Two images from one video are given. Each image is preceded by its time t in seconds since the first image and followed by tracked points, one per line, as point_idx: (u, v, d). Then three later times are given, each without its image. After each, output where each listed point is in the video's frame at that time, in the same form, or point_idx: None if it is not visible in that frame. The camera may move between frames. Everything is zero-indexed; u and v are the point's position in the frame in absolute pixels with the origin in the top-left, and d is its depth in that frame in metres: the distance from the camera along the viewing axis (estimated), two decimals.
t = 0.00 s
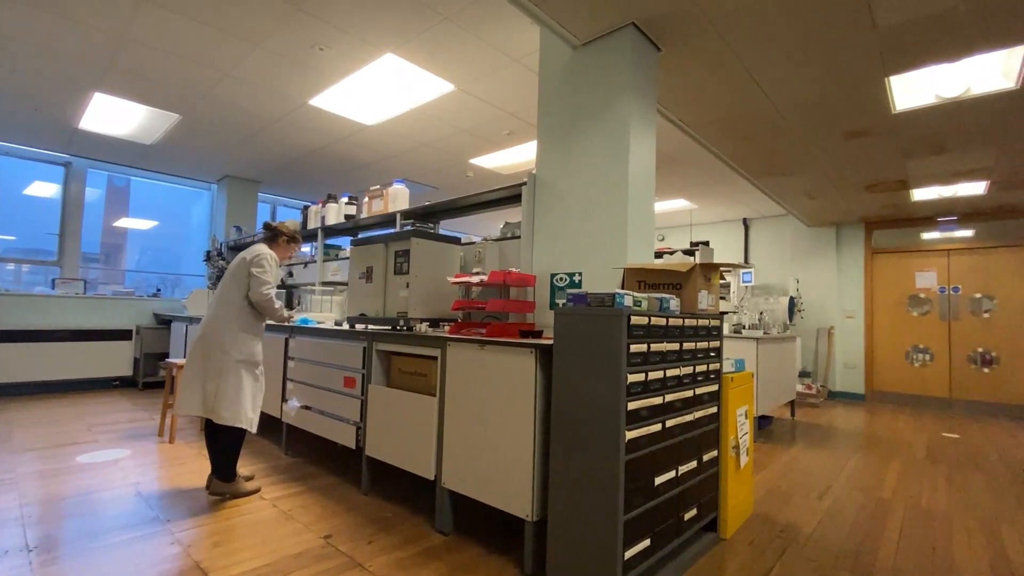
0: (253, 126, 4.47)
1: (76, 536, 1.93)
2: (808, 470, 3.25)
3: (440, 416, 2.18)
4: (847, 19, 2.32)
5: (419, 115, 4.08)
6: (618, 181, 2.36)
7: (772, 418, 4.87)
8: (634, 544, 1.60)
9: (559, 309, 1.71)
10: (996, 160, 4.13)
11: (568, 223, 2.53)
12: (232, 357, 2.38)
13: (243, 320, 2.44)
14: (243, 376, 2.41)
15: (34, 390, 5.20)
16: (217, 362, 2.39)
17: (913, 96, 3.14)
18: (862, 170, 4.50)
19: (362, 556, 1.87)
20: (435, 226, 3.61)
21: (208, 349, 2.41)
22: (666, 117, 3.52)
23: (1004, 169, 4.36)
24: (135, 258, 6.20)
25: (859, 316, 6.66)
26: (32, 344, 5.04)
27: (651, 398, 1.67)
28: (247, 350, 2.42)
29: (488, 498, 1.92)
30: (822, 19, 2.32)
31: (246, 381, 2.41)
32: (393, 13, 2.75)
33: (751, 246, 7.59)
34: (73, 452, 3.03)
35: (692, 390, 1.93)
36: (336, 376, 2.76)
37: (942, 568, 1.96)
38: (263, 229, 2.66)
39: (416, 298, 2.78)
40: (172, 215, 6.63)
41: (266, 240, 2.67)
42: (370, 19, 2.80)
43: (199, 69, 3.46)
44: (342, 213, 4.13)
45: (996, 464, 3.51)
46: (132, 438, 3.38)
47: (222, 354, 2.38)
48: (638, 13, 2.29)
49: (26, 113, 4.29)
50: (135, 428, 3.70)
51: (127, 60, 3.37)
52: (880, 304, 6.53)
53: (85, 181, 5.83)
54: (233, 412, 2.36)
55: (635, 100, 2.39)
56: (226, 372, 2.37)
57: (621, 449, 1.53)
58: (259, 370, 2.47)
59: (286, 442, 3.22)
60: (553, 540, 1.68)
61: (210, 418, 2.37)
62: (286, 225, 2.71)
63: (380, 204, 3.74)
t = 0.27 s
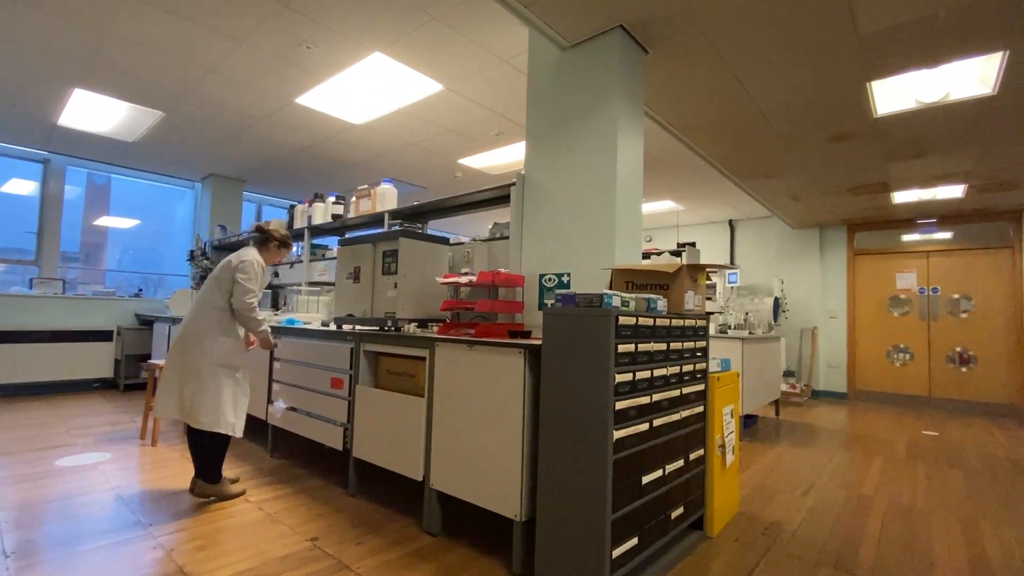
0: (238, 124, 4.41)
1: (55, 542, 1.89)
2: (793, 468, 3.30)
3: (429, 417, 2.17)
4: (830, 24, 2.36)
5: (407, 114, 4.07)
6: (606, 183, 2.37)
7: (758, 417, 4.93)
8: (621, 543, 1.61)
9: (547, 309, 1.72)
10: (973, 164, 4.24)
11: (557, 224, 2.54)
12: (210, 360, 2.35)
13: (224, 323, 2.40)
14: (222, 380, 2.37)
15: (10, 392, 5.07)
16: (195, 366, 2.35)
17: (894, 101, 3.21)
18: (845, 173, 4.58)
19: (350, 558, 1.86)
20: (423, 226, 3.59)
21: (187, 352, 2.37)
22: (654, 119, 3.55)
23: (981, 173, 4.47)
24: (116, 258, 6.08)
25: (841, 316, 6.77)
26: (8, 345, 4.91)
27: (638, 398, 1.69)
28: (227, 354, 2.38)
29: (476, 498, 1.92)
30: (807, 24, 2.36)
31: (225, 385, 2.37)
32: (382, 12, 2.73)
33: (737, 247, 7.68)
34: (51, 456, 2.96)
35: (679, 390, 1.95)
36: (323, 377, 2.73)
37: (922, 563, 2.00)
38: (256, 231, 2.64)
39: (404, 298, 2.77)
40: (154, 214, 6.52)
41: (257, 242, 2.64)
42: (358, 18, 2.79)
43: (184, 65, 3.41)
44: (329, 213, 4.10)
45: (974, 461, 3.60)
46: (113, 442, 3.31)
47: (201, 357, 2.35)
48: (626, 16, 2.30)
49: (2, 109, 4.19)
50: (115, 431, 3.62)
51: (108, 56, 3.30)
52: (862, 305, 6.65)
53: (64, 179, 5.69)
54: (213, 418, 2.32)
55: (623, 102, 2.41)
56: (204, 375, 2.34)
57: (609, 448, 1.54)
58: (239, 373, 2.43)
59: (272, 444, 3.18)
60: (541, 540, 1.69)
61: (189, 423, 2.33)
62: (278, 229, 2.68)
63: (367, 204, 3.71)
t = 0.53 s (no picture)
0: (220, 121, 4.34)
1: (27, 548, 1.83)
2: (774, 465, 3.35)
3: (414, 418, 2.16)
4: (811, 30, 2.41)
5: (393, 114, 4.04)
6: (592, 184, 2.39)
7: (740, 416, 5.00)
8: (607, 541, 1.62)
9: (534, 310, 1.73)
10: (947, 168, 4.36)
11: (543, 225, 2.55)
12: (181, 360, 2.30)
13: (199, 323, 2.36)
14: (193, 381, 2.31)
15: None
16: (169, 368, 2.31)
17: (872, 106, 3.28)
18: (825, 176, 4.67)
19: (334, 561, 1.84)
20: (409, 226, 3.58)
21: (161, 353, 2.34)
22: (639, 121, 3.58)
23: (954, 177, 4.60)
24: (92, 257, 5.92)
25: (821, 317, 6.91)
26: None
27: (623, 397, 1.70)
28: (200, 355, 2.32)
29: (462, 499, 1.91)
30: (788, 30, 2.40)
31: (196, 387, 2.31)
32: (367, 10, 2.71)
33: (720, 248, 7.79)
34: (23, 460, 2.87)
35: (664, 389, 1.97)
36: (307, 378, 2.70)
37: (898, 556, 2.06)
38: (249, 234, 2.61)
39: (390, 298, 2.75)
40: (131, 212, 6.37)
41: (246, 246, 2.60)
42: (343, 16, 2.76)
43: (163, 61, 3.34)
44: (313, 212, 4.05)
45: (948, 457, 3.70)
46: (89, 445, 3.23)
47: (173, 357, 2.31)
48: (611, 19, 2.32)
49: None
50: (91, 434, 3.53)
51: (85, 50, 3.23)
52: (841, 305, 6.80)
53: (38, 176, 5.54)
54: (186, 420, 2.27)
55: (608, 103, 2.43)
56: (176, 376, 2.29)
57: (595, 447, 1.55)
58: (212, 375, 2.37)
59: (254, 446, 3.13)
60: (527, 540, 1.69)
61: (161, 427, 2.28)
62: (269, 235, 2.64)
63: (352, 203, 3.68)
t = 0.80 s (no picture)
0: (197, 118, 4.25)
1: None
2: (753, 462, 3.42)
3: (397, 419, 2.14)
4: (789, 37, 2.46)
5: (375, 112, 4.01)
6: (576, 184, 2.40)
7: (720, 414, 5.08)
8: (590, 540, 1.63)
9: (519, 310, 1.73)
10: (918, 172, 4.49)
11: (527, 225, 2.56)
12: (158, 361, 2.26)
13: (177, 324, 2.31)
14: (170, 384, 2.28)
15: None
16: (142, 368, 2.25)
17: (848, 111, 3.37)
18: (802, 179, 4.77)
19: (316, 564, 1.82)
20: (392, 226, 3.55)
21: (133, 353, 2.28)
22: (622, 123, 3.62)
23: (925, 181, 4.74)
24: (62, 256, 5.74)
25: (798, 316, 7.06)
26: None
27: (607, 396, 1.72)
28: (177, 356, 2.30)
29: (446, 499, 1.91)
30: (767, 35, 2.45)
31: (172, 388, 2.28)
32: (350, 8, 2.69)
33: (701, 249, 7.90)
34: None
35: (646, 388, 1.99)
36: (287, 379, 2.66)
37: (871, 550, 2.11)
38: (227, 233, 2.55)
39: (372, 298, 2.73)
40: (105, 209, 6.17)
41: (224, 245, 2.55)
42: (325, 13, 2.73)
43: (139, 55, 3.26)
44: (294, 211, 3.99)
45: (919, 453, 3.82)
46: (59, 450, 3.13)
47: (149, 357, 2.26)
48: (595, 21, 2.34)
49: None
50: (62, 438, 3.43)
51: (56, 42, 3.13)
52: (817, 305, 6.95)
53: (5, 172, 5.34)
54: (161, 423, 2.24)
55: (592, 105, 2.44)
56: (152, 377, 2.25)
57: (579, 446, 1.56)
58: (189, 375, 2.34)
59: (233, 449, 3.08)
60: (511, 539, 1.69)
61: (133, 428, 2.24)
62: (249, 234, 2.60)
63: (334, 202, 3.64)
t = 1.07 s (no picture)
0: (170, 113, 4.14)
1: None
2: (730, 459, 3.49)
3: (378, 419, 2.13)
4: (765, 43, 2.52)
5: (356, 110, 3.97)
6: (558, 185, 2.42)
7: (698, 412, 5.17)
8: (571, 537, 1.64)
9: (501, 310, 1.73)
10: (887, 176, 4.64)
11: (509, 225, 2.56)
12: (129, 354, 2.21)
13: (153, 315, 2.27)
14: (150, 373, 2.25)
15: None
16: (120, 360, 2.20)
17: (821, 116, 3.46)
18: (777, 181, 4.89)
19: (295, 567, 1.79)
20: (373, 225, 3.51)
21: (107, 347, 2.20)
22: (603, 125, 3.65)
23: (894, 185, 4.90)
24: (26, 255, 5.53)
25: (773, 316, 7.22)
26: None
27: (587, 395, 1.73)
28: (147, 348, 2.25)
29: (427, 500, 1.90)
30: (745, 41, 2.50)
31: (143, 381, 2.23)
32: (330, 5, 2.66)
33: (679, 249, 8.02)
34: None
35: (626, 387, 2.02)
36: (264, 381, 2.62)
37: (842, 543, 2.18)
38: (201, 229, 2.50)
39: (352, 298, 2.70)
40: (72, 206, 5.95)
41: (197, 241, 2.49)
42: (304, 9, 2.69)
43: (109, 48, 3.17)
44: (271, 209, 3.92)
45: (887, 449, 3.94)
46: (24, 455, 3.02)
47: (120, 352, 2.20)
48: (576, 24, 2.36)
49: None
50: (27, 443, 3.31)
51: (20, 33, 3.02)
52: (792, 305, 7.12)
53: None
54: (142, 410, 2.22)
55: (573, 107, 2.46)
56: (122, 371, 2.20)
57: (560, 444, 1.57)
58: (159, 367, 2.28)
59: (208, 453, 3.01)
60: (493, 539, 1.70)
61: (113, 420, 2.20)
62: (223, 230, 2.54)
63: (313, 201, 3.58)
